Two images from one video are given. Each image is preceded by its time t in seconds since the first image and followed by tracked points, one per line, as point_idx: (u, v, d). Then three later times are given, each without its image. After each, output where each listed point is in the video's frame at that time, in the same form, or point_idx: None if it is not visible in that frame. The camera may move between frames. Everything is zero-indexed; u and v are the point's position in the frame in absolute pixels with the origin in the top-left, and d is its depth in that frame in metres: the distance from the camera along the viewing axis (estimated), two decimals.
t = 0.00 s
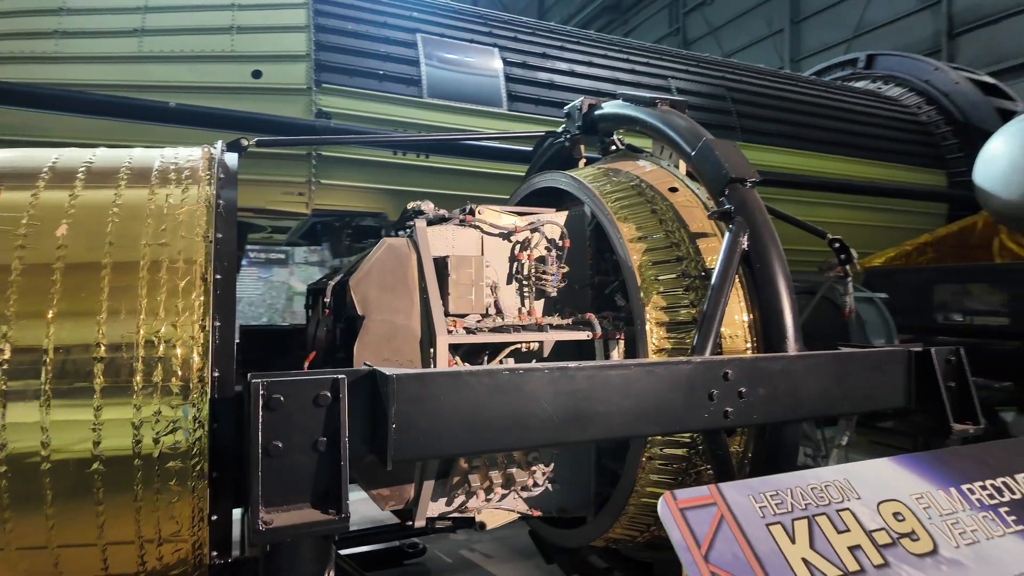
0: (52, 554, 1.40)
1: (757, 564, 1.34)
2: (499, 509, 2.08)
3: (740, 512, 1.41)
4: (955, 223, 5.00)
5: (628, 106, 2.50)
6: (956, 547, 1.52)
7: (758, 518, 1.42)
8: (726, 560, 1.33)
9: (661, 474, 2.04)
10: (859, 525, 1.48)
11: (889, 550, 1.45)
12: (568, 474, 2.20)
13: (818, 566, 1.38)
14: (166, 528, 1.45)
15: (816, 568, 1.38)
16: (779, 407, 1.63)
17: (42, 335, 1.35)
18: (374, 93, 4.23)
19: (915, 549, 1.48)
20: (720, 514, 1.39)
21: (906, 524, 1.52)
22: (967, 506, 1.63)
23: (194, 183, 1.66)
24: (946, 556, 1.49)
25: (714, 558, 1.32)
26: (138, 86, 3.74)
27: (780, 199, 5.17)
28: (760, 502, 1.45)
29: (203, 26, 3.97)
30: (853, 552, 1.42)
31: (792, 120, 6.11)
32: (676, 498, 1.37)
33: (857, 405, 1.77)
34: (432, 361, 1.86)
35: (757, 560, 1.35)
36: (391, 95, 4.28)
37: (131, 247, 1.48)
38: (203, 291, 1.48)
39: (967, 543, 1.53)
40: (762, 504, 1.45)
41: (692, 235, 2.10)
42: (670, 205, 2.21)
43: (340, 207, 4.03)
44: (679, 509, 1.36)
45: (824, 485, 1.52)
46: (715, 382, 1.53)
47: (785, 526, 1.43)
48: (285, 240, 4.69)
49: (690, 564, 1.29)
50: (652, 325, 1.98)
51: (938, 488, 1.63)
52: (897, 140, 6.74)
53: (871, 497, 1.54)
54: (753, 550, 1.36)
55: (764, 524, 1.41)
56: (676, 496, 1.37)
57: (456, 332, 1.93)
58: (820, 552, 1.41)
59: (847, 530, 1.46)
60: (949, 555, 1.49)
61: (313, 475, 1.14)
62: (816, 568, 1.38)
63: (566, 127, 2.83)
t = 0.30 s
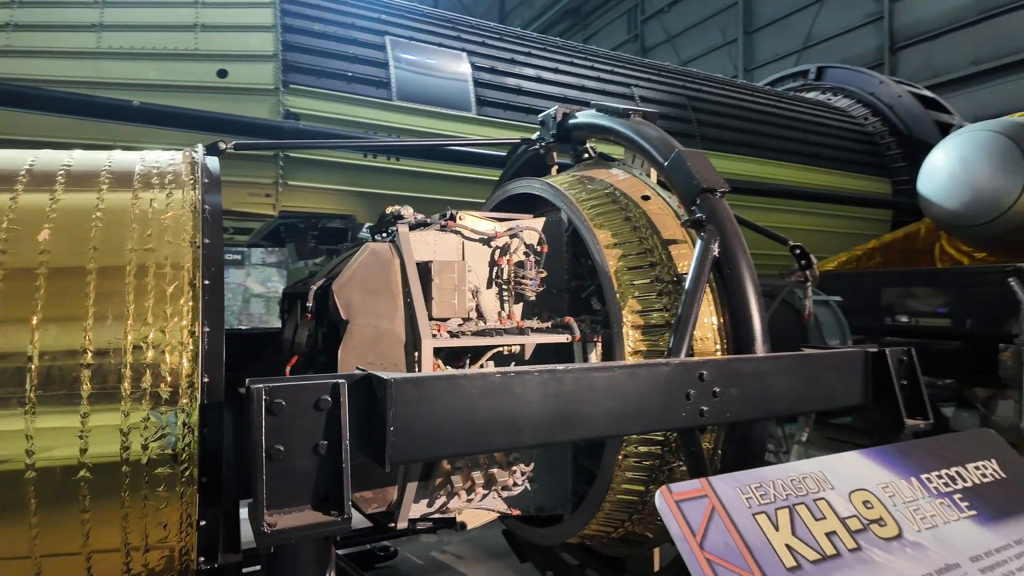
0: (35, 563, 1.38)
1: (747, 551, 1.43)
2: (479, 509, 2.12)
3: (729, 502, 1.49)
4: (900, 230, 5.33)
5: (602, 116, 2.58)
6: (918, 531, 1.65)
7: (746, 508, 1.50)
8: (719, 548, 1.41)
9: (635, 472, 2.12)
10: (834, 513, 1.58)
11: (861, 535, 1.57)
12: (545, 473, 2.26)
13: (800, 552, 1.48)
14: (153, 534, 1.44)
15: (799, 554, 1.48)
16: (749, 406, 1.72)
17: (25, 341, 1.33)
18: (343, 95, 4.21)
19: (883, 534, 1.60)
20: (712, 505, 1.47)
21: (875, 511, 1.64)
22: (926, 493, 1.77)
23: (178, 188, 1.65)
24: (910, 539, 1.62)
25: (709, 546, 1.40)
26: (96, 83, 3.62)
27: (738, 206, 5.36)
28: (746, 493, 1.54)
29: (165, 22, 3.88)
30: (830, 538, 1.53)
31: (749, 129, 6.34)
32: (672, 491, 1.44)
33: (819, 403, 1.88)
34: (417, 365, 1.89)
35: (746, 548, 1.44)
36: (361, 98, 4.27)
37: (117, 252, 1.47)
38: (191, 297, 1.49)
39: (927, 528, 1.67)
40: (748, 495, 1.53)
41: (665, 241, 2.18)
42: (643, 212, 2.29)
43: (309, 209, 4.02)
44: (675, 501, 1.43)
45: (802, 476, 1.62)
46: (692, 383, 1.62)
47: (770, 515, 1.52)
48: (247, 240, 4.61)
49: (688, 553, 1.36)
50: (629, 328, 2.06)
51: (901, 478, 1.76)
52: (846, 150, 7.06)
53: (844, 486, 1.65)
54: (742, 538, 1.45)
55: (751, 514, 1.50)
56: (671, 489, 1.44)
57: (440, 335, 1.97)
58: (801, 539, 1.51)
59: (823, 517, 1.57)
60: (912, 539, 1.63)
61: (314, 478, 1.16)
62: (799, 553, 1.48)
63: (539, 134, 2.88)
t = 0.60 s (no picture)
0: (23, 570, 1.36)
1: (742, 544, 1.48)
2: (467, 509, 2.14)
3: (724, 498, 1.55)
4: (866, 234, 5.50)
5: (585, 121, 2.62)
6: (898, 523, 1.73)
7: (739, 503, 1.56)
8: (715, 541, 1.46)
9: (619, 470, 2.17)
10: (821, 507, 1.65)
11: (846, 527, 1.64)
12: (531, 473, 2.29)
13: (791, 544, 1.54)
14: (144, 539, 1.44)
15: (790, 546, 1.54)
16: (731, 405, 1.77)
17: (13, 344, 1.31)
18: (323, 95, 4.18)
19: (867, 526, 1.67)
20: (707, 500, 1.52)
21: (858, 504, 1.72)
22: (903, 487, 1.85)
23: (167, 190, 1.64)
24: (891, 531, 1.70)
25: (706, 541, 1.45)
26: (67, 80, 3.54)
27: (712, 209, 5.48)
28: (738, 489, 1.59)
29: (139, 19, 3.81)
30: (817, 531, 1.59)
31: (722, 134, 6.47)
32: (669, 488, 1.49)
33: (797, 402, 1.95)
34: (407, 367, 1.90)
35: (741, 541, 1.49)
36: (340, 99, 4.26)
37: (107, 255, 1.45)
38: (183, 299, 1.48)
39: (906, 520, 1.75)
40: (741, 491, 1.59)
41: (648, 245, 2.22)
42: (627, 216, 2.33)
43: (287, 210, 3.98)
44: (672, 497, 1.48)
45: (790, 472, 1.69)
46: (678, 383, 1.66)
47: (762, 510, 1.57)
48: (222, 241, 4.56)
49: (687, 547, 1.41)
50: (615, 330, 2.10)
51: (881, 473, 1.84)
52: (815, 155, 7.25)
53: (829, 482, 1.72)
54: (737, 532, 1.50)
55: (744, 508, 1.55)
56: (669, 486, 1.49)
57: (430, 337, 1.99)
58: (791, 532, 1.57)
59: (811, 511, 1.63)
60: (893, 530, 1.70)
61: (315, 480, 1.18)
62: (790, 546, 1.53)
63: (523, 138, 2.91)
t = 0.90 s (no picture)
0: None
1: (777, 550, 1.48)
2: (472, 513, 2.11)
3: (755, 503, 1.55)
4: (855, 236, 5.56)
5: (586, 122, 2.61)
6: (923, 526, 1.75)
7: (771, 508, 1.56)
8: (751, 547, 1.46)
9: (625, 474, 2.16)
10: (849, 511, 1.66)
11: (875, 532, 1.65)
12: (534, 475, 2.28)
13: (824, 549, 1.54)
14: (150, 548, 1.42)
15: (823, 551, 1.54)
16: (741, 408, 1.77)
17: (16, 348, 1.28)
18: (316, 94, 4.14)
19: (894, 530, 1.69)
20: (740, 506, 1.52)
21: (884, 508, 1.73)
22: (925, 490, 1.87)
23: (171, 190, 1.60)
24: (917, 534, 1.71)
25: (743, 547, 1.45)
26: (54, 77, 3.46)
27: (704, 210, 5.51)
28: (770, 494, 1.59)
29: (127, 15, 3.73)
30: (848, 535, 1.60)
31: (712, 136, 6.51)
32: (702, 494, 1.49)
33: (804, 404, 1.95)
34: (414, 371, 1.88)
35: (776, 546, 1.49)
36: (333, 98, 4.22)
37: (111, 256, 1.42)
38: (190, 302, 1.45)
39: (930, 523, 1.77)
40: (772, 496, 1.59)
41: (652, 247, 2.21)
42: (630, 218, 2.32)
43: (281, 210, 3.92)
44: (706, 503, 1.47)
45: (817, 476, 1.70)
46: (690, 386, 1.65)
47: (793, 514, 1.58)
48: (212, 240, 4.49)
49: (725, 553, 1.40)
50: (621, 332, 2.08)
51: (903, 476, 1.86)
52: (802, 157, 7.33)
53: (855, 486, 1.74)
54: (771, 537, 1.50)
55: (776, 514, 1.55)
56: (701, 492, 1.49)
57: (437, 340, 1.98)
58: (823, 536, 1.57)
59: (840, 516, 1.64)
60: (919, 534, 1.72)
61: (334, 487, 1.15)
62: (823, 551, 1.54)
63: (523, 139, 2.89)
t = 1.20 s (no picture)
0: None
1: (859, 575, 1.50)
2: (492, 525, 2.02)
3: (833, 526, 1.58)
4: (864, 237, 5.50)
5: (606, 120, 2.53)
6: (1002, 548, 1.75)
7: (849, 532, 1.59)
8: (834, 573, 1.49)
9: (650, 483, 2.12)
10: (926, 533, 1.68)
11: (955, 555, 1.66)
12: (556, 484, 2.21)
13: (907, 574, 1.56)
14: (166, 568, 1.35)
15: None
16: (779, 417, 1.69)
17: (25, 355, 1.20)
18: (321, 92, 4.05)
19: (974, 553, 1.70)
20: (818, 530, 1.55)
21: (961, 529, 1.75)
22: (1000, 509, 1.87)
23: (184, 188, 1.52)
24: (997, 557, 1.72)
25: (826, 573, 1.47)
26: (54, 73, 3.36)
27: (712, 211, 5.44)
28: (846, 516, 1.62)
29: (128, 10, 3.62)
30: (930, 560, 1.62)
31: (718, 136, 6.46)
32: (780, 519, 1.52)
33: (841, 411, 1.88)
34: (437, 377, 1.81)
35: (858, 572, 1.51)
36: (339, 96, 4.13)
37: (124, 257, 1.34)
38: (208, 307, 1.37)
39: (1008, 544, 1.78)
40: (849, 519, 1.62)
41: (678, 248, 2.14)
42: (654, 218, 2.24)
43: (288, 210, 3.81)
44: (784, 528, 1.51)
45: (891, 497, 1.72)
46: (729, 394, 1.58)
47: (871, 538, 1.60)
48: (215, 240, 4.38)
49: None
50: (648, 337, 2.02)
51: (976, 494, 1.87)
52: (807, 158, 7.29)
53: (929, 506, 1.76)
54: (851, 562, 1.53)
55: (855, 538, 1.58)
56: (779, 517, 1.52)
57: (460, 345, 1.88)
58: (904, 561, 1.59)
59: (919, 539, 1.66)
60: (999, 557, 1.72)
61: (369, 506, 1.08)
62: None
63: (538, 138, 2.82)
